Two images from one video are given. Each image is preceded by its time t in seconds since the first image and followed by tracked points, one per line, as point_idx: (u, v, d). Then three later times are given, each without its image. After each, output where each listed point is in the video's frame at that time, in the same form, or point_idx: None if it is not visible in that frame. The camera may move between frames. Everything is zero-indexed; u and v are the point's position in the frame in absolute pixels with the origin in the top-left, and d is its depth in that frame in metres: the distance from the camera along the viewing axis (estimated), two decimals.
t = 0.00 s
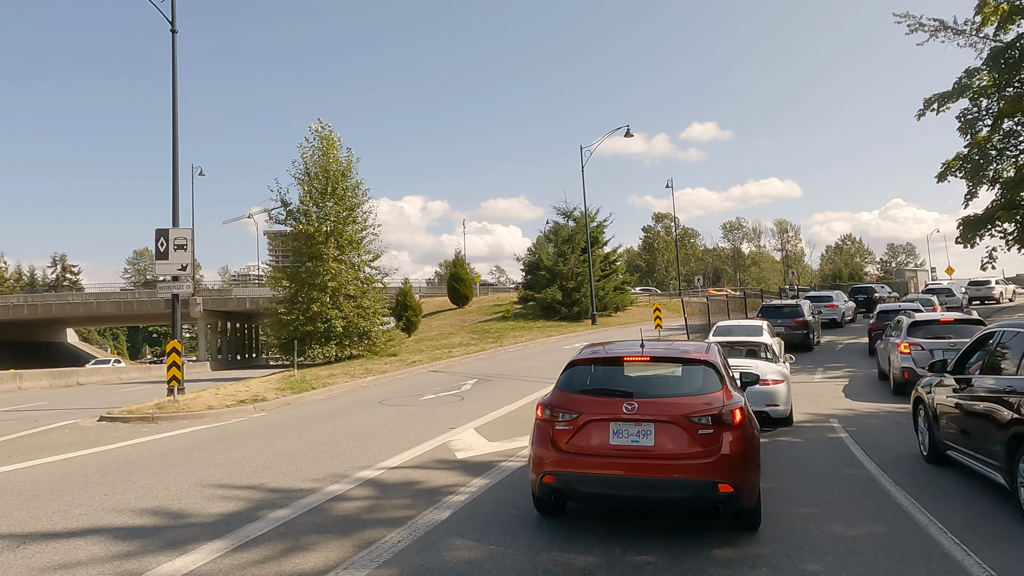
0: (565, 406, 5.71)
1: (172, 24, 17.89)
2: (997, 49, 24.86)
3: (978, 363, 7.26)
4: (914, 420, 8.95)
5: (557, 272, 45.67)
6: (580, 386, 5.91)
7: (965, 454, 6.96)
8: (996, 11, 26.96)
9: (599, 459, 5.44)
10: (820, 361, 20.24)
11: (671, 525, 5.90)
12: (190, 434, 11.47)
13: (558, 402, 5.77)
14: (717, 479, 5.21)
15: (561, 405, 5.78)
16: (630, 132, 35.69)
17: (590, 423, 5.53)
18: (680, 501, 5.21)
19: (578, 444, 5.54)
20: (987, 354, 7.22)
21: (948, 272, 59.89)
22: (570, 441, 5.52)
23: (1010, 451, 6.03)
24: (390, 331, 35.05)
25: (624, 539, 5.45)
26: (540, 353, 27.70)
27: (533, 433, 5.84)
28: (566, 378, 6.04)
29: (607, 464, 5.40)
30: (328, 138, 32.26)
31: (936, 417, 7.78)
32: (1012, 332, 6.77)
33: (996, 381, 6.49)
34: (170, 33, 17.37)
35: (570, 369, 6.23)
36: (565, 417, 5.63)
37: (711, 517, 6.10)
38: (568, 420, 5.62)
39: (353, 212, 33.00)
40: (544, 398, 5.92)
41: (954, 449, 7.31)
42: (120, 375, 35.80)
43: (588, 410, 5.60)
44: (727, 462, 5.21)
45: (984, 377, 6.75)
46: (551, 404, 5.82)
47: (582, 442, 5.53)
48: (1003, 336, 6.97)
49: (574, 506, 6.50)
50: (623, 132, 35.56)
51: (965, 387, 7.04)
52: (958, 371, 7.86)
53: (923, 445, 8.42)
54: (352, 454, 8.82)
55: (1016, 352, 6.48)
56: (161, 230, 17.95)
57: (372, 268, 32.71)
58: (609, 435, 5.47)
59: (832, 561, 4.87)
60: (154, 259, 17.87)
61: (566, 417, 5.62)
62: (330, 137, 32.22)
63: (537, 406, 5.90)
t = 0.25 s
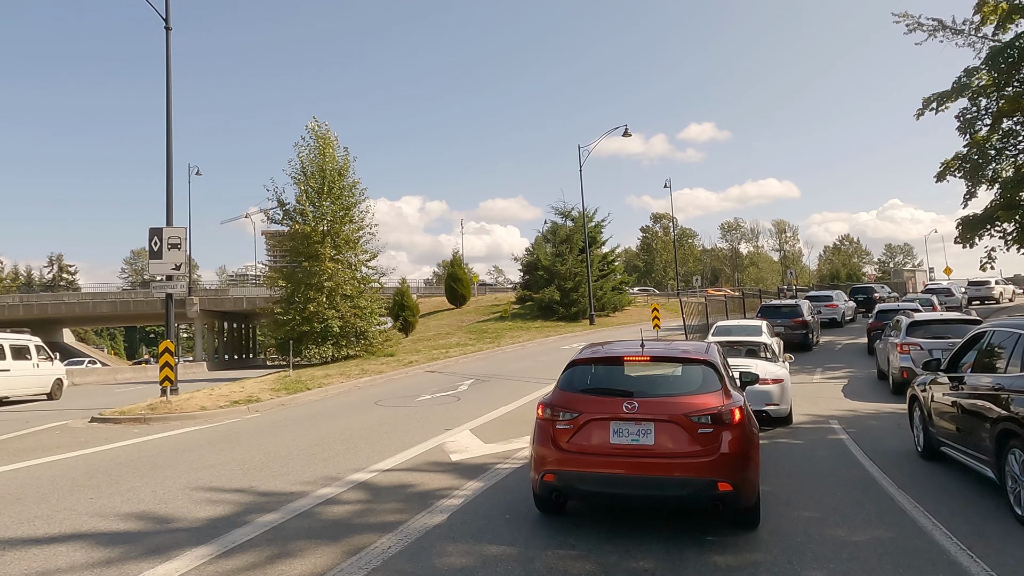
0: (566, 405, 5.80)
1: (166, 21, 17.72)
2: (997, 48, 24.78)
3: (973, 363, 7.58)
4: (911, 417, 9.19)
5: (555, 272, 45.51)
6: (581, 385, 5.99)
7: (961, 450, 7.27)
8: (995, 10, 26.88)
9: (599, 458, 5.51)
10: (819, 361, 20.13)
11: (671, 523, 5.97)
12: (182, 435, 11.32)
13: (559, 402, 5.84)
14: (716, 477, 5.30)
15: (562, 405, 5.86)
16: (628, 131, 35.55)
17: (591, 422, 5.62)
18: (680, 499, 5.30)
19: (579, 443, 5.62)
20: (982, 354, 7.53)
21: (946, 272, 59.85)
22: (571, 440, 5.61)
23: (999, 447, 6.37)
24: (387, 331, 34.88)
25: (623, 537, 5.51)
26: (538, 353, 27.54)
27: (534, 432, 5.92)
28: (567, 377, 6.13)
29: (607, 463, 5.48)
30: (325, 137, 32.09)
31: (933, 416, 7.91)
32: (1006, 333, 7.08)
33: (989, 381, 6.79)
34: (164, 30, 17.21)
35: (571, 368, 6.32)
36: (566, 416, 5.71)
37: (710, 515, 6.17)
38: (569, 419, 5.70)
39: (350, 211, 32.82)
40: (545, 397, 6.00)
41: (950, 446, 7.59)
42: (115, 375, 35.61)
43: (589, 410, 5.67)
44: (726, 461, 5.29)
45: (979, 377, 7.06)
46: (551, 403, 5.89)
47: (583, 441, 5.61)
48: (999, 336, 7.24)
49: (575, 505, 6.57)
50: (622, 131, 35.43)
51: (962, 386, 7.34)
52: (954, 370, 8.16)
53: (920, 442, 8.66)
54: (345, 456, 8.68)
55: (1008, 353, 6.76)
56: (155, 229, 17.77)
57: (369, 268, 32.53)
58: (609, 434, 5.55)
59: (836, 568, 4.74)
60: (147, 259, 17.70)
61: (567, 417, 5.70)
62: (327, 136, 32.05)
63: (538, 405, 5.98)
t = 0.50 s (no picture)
0: (566, 405, 5.89)
1: (159, 18, 17.54)
2: (996, 48, 24.70)
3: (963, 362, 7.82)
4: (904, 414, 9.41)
5: (553, 272, 45.38)
6: (581, 385, 6.09)
7: (952, 445, 7.51)
8: (994, 9, 26.79)
9: (600, 457, 5.61)
10: (818, 361, 20.02)
11: (671, 521, 6.04)
12: (173, 436, 11.17)
13: (560, 401, 5.93)
14: (715, 476, 5.38)
15: (563, 404, 5.95)
16: (626, 131, 35.39)
17: (591, 421, 5.71)
18: (680, 497, 5.38)
19: (579, 441, 5.71)
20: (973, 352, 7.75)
21: (944, 272, 59.87)
22: (571, 439, 5.70)
23: (988, 441, 6.59)
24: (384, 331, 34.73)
25: (623, 535, 5.57)
26: (535, 354, 27.39)
27: (535, 432, 6.00)
28: (567, 377, 6.22)
29: (607, 462, 5.57)
30: (321, 136, 31.92)
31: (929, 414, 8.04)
32: (995, 332, 7.30)
33: (978, 378, 7.01)
34: (157, 27, 17.03)
35: (571, 368, 6.42)
36: (566, 415, 5.80)
37: (709, 514, 6.24)
38: (569, 418, 5.79)
39: (347, 211, 32.63)
40: (545, 397, 6.10)
41: (942, 442, 7.83)
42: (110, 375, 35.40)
43: (589, 409, 5.76)
44: (725, 460, 5.38)
45: (969, 374, 7.27)
46: (552, 403, 5.98)
47: (583, 440, 5.70)
48: (989, 335, 7.45)
49: (576, 503, 6.64)
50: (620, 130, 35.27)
51: (953, 383, 7.56)
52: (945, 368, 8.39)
53: (914, 438, 8.89)
54: (337, 458, 8.54)
55: (997, 351, 6.97)
56: (148, 228, 17.60)
57: (365, 267, 32.35)
58: (609, 433, 5.64)
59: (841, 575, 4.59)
60: (141, 258, 17.50)
61: (567, 416, 5.79)
62: (323, 135, 31.87)
63: (539, 405, 6.07)
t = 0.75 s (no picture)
0: (566, 404, 5.90)
1: (153, 14, 17.34)
2: (996, 47, 24.61)
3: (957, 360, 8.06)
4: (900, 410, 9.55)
5: (551, 272, 45.25)
6: (581, 384, 6.08)
7: (945, 440, 7.75)
8: (994, 8, 26.68)
9: (600, 456, 5.61)
10: (817, 361, 19.91)
11: (671, 518, 6.06)
12: (164, 437, 10.99)
13: (559, 400, 5.93)
14: (715, 475, 5.39)
15: (562, 403, 5.95)
16: (625, 130, 35.24)
17: (591, 420, 5.71)
18: (680, 496, 5.40)
19: (579, 440, 5.71)
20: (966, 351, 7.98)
21: (942, 273, 60.03)
22: (571, 439, 5.70)
23: (981, 437, 6.78)
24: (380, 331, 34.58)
25: (622, 533, 5.56)
26: (533, 354, 27.23)
27: (535, 430, 6.01)
28: (568, 376, 6.22)
29: (607, 461, 5.58)
30: (318, 135, 31.72)
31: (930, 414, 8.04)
32: (987, 331, 7.54)
33: (973, 375, 7.19)
34: (151, 22, 16.84)
35: (571, 367, 6.41)
36: (566, 414, 5.80)
37: (708, 512, 6.26)
38: (569, 417, 5.80)
39: (343, 210, 32.42)
40: (545, 396, 6.10)
41: (938, 439, 8.00)
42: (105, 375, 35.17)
43: (589, 408, 5.77)
44: (725, 459, 5.39)
45: (964, 372, 7.45)
46: (552, 402, 5.99)
47: (583, 439, 5.70)
48: (983, 333, 7.63)
49: (575, 501, 6.66)
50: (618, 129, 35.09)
51: (947, 380, 7.79)
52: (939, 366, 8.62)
53: (910, 435, 9.05)
54: (329, 460, 8.38)
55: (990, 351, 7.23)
56: (141, 226, 17.41)
57: (362, 267, 32.18)
58: (609, 432, 5.65)
59: None
60: (132, 257, 17.30)
61: (567, 415, 5.80)
62: (320, 133, 31.69)
63: (538, 404, 6.07)
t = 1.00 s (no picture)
0: (567, 403, 5.95)
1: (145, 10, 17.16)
2: (995, 45, 24.51)
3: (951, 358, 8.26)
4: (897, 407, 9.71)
5: (548, 272, 45.07)
6: (581, 383, 6.14)
7: (939, 437, 7.95)
8: (993, 7, 26.57)
9: (600, 455, 5.66)
10: (816, 361, 19.78)
11: (670, 516, 6.11)
12: (155, 438, 10.84)
13: (560, 400, 5.98)
14: (715, 473, 5.44)
15: (563, 402, 6.00)
16: (623, 129, 35.08)
17: (592, 420, 5.76)
18: (680, 494, 5.45)
19: (580, 439, 5.76)
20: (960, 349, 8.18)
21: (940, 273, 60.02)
22: (571, 438, 5.76)
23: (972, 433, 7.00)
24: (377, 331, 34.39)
25: (621, 531, 5.57)
26: (530, 354, 27.05)
27: (536, 429, 6.06)
28: (568, 375, 6.27)
29: (607, 460, 5.63)
30: (314, 133, 31.54)
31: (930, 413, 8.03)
32: (980, 330, 7.75)
33: (965, 374, 7.41)
34: (143, 19, 16.67)
35: (572, 366, 6.47)
36: (567, 414, 5.86)
37: (708, 509, 6.32)
38: (569, 416, 5.85)
39: (340, 209, 32.22)
40: (546, 395, 6.16)
41: (933, 436, 8.19)
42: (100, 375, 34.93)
43: (589, 407, 5.82)
44: (724, 457, 5.44)
45: (957, 370, 7.67)
46: (552, 401, 6.04)
47: (584, 439, 5.76)
48: (976, 333, 7.85)
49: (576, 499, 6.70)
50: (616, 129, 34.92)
51: (942, 377, 7.99)
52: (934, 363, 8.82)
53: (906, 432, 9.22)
54: (322, 462, 8.23)
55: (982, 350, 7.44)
56: (133, 225, 17.22)
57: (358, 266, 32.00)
58: (609, 431, 5.71)
59: None
60: (125, 255, 17.15)
61: (567, 415, 5.85)
62: (316, 132, 31.51)
63: (539, 403, 6.12)
